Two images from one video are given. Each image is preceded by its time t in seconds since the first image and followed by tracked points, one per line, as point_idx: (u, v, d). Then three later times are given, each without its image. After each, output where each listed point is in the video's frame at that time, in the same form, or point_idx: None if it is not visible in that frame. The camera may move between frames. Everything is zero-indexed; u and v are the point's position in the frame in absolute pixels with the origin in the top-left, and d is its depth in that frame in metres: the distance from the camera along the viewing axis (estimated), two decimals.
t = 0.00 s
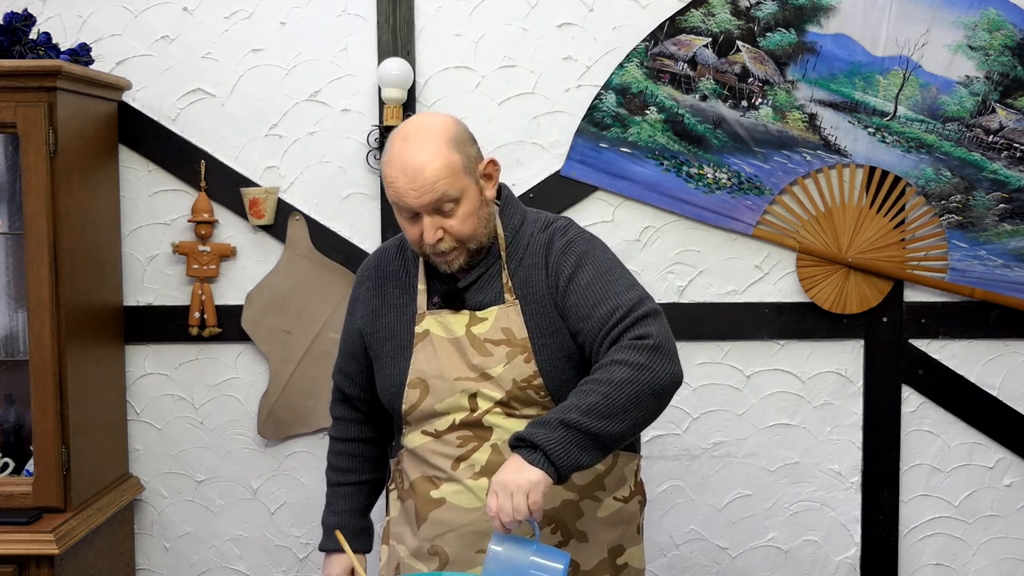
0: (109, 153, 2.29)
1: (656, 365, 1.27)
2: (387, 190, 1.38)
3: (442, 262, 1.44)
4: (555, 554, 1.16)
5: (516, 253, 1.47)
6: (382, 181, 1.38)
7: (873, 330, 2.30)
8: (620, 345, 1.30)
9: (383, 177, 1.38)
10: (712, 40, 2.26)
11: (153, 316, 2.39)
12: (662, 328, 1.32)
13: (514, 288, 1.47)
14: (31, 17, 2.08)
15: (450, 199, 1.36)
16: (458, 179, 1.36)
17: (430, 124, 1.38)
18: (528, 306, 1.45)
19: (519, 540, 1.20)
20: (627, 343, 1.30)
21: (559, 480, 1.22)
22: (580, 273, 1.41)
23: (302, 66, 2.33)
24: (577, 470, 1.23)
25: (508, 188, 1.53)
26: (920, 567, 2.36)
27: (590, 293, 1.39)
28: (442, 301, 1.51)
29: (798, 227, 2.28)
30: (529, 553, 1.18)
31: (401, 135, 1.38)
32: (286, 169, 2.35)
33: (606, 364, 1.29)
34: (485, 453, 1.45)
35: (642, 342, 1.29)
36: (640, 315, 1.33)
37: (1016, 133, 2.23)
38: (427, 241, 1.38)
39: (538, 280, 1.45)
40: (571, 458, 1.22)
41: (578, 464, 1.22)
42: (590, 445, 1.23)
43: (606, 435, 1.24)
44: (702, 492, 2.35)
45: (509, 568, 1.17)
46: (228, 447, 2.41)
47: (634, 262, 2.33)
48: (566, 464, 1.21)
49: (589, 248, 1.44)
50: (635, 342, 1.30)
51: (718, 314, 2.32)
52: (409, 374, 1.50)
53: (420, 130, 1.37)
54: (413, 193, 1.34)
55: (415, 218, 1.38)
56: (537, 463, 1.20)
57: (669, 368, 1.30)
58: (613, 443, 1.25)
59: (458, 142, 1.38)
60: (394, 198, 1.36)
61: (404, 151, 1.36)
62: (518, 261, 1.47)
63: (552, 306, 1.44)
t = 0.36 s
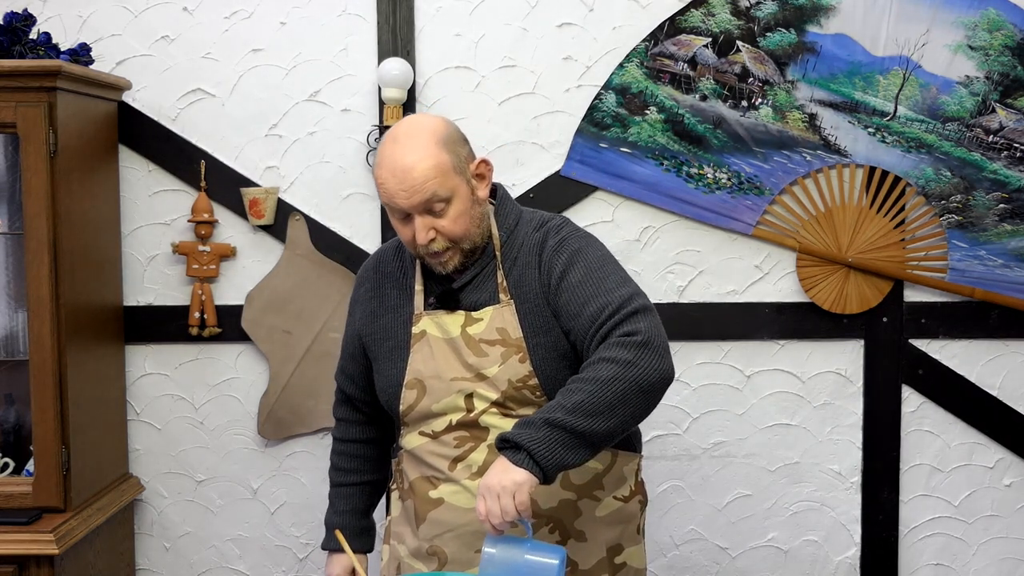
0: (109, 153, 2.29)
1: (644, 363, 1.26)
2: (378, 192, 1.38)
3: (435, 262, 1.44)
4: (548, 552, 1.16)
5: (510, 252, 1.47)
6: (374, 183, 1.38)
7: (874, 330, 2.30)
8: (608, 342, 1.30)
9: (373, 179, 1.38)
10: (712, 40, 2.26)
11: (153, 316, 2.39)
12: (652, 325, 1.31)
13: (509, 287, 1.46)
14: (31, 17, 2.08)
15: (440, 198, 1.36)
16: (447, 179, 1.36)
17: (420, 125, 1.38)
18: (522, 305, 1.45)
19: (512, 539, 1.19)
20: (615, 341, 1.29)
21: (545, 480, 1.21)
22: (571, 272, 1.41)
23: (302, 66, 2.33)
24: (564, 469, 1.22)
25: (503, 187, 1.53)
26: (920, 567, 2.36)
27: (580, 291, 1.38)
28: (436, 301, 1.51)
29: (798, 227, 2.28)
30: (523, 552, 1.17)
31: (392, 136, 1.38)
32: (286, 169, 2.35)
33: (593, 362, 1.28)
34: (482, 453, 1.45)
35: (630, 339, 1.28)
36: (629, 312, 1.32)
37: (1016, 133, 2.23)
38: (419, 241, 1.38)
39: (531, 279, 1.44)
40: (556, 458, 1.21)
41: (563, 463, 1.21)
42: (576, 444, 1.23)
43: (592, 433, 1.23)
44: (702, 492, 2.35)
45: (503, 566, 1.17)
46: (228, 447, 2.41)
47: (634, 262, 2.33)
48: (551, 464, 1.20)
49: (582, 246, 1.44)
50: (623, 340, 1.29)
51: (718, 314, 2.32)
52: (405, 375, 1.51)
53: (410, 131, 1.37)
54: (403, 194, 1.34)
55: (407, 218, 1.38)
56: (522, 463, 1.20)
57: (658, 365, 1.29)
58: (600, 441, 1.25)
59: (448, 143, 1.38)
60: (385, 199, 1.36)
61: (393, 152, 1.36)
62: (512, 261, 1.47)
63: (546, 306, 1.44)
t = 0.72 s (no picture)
0: (109, 153, 2.29)
1: (623, 358, 1.25)
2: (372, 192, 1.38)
3: (430, 262, 1.44)
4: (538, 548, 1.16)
5: (504, 251, 1.47)
6: (367, 184, 1.38)
7: (873, 330, 2.30)
8: (590, 340, 1.29)
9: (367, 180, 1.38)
10: (712, 40, 2.26)
11: (153, 316, 2.39)
12: (634, 320, 1.29)
13: (502, 287, 1.47)
14: (31, 17, 2.08)
15: (432, 197, 1.36)
16: (440, 178, 1.36)
17: (412, 125, 1.38)
18: (515, 304, 1.45)
19: (501, 540, 1.19)
20: (596, 338, 1.28)
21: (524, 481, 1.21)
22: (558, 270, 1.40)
23: (302, 66, 2.33)
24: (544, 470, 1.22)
25: (498, 186, 1.53)
26: (920, 567, 2.36)
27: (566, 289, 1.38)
28: (431, 301, 1.52)
29: (798, 227, 2.28)
30: (512, 551, 1.17)
31: (385, 137, 1.39)
32: (286, 169, 2.35)
33: (574, 359, 1.27)
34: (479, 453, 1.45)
35: (611, 335, 1.27)
36: (612, 308, 1.31)
37: (1016, 133, 2.23)
38: (413, 241, 1.38)
39: (522, 277, 1.45)
40: (534, 458, 1.20)
41: (541, 464, 1.20)
42: (554, 444, 1.22)
43: (570, 433, 1.22)
44: (702, 492, 2.35)
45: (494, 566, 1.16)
46: (228, 447, 2.41)
47: (634, 262, 2.33)
48: (528, 464, 1.19)
49: (571, 242, 1.43)
50: (605, 336, 1.28)
51: (718, 314, 2.32)
52: (403, 375, 1.51)
53: (403, 131, 1.37)
54: (395, 193, 1.34)
55: (400, 218, 1.38)
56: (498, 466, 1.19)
57: (641, 360, 1.27)
58: (579, 440, 1.23)
59: (441, 143, 1.38)
60: (378, 199, 1.36)
61: (386, 152, 1.36)
62: (506, 260, 1.47)
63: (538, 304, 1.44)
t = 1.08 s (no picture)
0: (109, 153, 2.29)
1: (576, 355, 1.18)
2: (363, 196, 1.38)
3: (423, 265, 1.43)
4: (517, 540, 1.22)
5: (491, 253, 1.44)
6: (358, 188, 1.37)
7: (874, 330, 2.30)
8: (548, 340, 1.23)
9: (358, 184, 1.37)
10: (712, 40, 2.26)
11: (153, 316, 2.39)
12: (592, 314, 1.22)
13: (491, 290, 1.44)
14: (31, 17, 2.08)
15: (422, 199, 1.35)
16: (429, 180, 1.35)
17: (401, 127, 1.37)
18: (502, 307, 1.42)
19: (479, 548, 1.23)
20: (552, 337, 1.22)
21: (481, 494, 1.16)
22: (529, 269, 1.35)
23: (302, 66, 2.33)
24: (500, 480, 1.16)
25: (488, 187, 1.50)
26: (920, 567, 2.36)
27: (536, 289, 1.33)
28: (422, 303, 1.51)
29: (798, 227, 2.28)
30: (494, 553, 1.22)
31: (374, 140, 1.38)
32: (286, 169, 2.35)
33: (530, 362, 1.22)
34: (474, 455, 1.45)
35: (565, 333, 1.21)
36: (571, 303, 1.25)
37: (1016, 133, 2.23)
38: (405, 243, 1.37)
39: (504, 279, 1.41)
40: (486, 469, 1.15)
41: (494, 473, 1.15)
42: (509, 451, 1.16)
43: (522, 438, 1.16)
44: (702, 492, 2.35)
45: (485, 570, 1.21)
46: (228, 447, 2.41)
47: (634, 262, 2.33)
48: (478, 474, 1.14)
49: (547, 239, 1.39)
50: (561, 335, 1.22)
51: (718, 314, 2.32)
52: (398, 378, 1.51)
53: (391, 133, 1.37)
54: (385, 196, 1.34)
55: (391, 221, 1.38)
56: (450, 481, 1.15)
57: (599, 355, 1.20)
58: (535, 445, 1.17)
59: (430, 144, 1.37)
60: (369, 203, 1.36)
61: (375, 155, 1.35)
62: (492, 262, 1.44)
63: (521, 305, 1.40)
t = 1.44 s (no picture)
0: (109, 153, 2.29)
1: (541, 363, 1.18)
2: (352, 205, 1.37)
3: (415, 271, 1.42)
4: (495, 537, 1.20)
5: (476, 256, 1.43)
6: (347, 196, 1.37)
7: (874, 330, 2.30)
8: (518, 348, 1.23)
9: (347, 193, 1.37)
10: (712, 40, 2.26)
11: (153, 316, 2.39)
12: (559, 320, 1.22)
13: (479, 294, 1.42)
14: (31, 17, 2.08)
15: (409, 206, 1.34)
16: (416, 186, 1.34)
17: (388, 134, 1.36)
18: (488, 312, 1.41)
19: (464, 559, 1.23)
20: (521, 346, 1.22)
21: (452, 505, 1.18)
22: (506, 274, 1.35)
23: (302, 66, 2.33)
24: (468, 490, 1.18)
25: (479, 190, 1.50)
26: (920, 567, 2.36)
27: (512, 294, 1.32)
28: (412, 307, 1.53)
29: (798, 227, 2.28)
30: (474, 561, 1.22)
31: (361, 148, 1.37)
32: (287, 169, 2.35)
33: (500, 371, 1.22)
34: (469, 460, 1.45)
35: (533, 341, 1.21)
36: (542, 309, 1.24)
37: (1016, 133, 2.23)
38: (394, 251, 1.36)
39: (486, 284, 1.41)
40: (452, 481, 1.17)
41: (461, 485, 1.17)
42: (476, 462, 1.17)
43: (487, 449, 1.17)
44: (702, 492, 2.35)
45: None
46: (228, 447, 2.41)
47: (634, 262, 2.33)
48: (446, 486, 1.17)
49: (530, 240, 1.37)
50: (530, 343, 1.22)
51: (718, 314, 2.32)
52: (393, 384, 1.51)
53: (378, 140, 1.36)
54: (372, 204, 1.33)
55: (380, 229, 1.37)
56: (421, 495, 1.18)
57: (566, 363, 1.19)
58: (503, 454, 1.18)
59: (416, 150, 1.36)
60: (357, 211, 1.35)
61: (361, 163, 1.35)
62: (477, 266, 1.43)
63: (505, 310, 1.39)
